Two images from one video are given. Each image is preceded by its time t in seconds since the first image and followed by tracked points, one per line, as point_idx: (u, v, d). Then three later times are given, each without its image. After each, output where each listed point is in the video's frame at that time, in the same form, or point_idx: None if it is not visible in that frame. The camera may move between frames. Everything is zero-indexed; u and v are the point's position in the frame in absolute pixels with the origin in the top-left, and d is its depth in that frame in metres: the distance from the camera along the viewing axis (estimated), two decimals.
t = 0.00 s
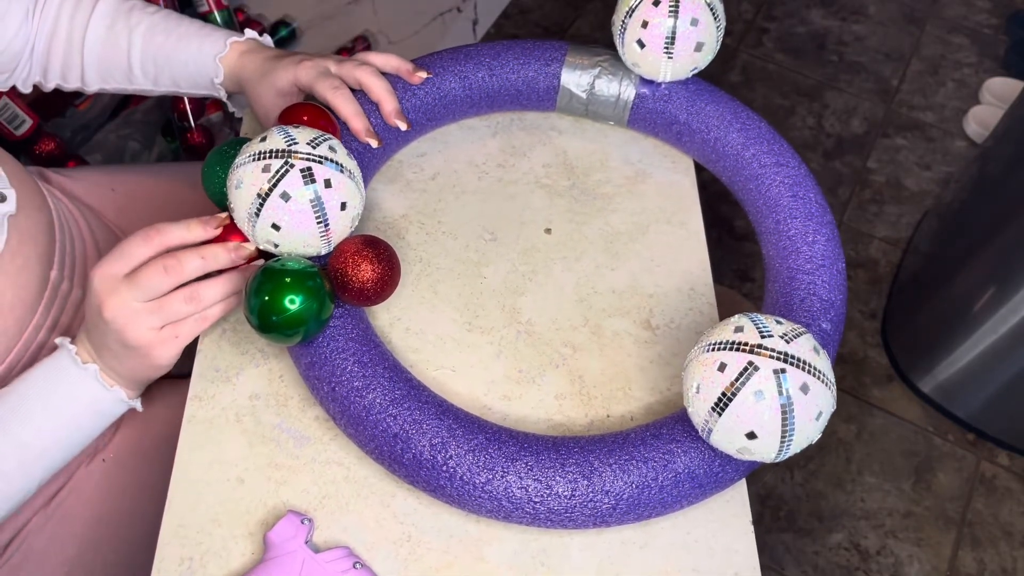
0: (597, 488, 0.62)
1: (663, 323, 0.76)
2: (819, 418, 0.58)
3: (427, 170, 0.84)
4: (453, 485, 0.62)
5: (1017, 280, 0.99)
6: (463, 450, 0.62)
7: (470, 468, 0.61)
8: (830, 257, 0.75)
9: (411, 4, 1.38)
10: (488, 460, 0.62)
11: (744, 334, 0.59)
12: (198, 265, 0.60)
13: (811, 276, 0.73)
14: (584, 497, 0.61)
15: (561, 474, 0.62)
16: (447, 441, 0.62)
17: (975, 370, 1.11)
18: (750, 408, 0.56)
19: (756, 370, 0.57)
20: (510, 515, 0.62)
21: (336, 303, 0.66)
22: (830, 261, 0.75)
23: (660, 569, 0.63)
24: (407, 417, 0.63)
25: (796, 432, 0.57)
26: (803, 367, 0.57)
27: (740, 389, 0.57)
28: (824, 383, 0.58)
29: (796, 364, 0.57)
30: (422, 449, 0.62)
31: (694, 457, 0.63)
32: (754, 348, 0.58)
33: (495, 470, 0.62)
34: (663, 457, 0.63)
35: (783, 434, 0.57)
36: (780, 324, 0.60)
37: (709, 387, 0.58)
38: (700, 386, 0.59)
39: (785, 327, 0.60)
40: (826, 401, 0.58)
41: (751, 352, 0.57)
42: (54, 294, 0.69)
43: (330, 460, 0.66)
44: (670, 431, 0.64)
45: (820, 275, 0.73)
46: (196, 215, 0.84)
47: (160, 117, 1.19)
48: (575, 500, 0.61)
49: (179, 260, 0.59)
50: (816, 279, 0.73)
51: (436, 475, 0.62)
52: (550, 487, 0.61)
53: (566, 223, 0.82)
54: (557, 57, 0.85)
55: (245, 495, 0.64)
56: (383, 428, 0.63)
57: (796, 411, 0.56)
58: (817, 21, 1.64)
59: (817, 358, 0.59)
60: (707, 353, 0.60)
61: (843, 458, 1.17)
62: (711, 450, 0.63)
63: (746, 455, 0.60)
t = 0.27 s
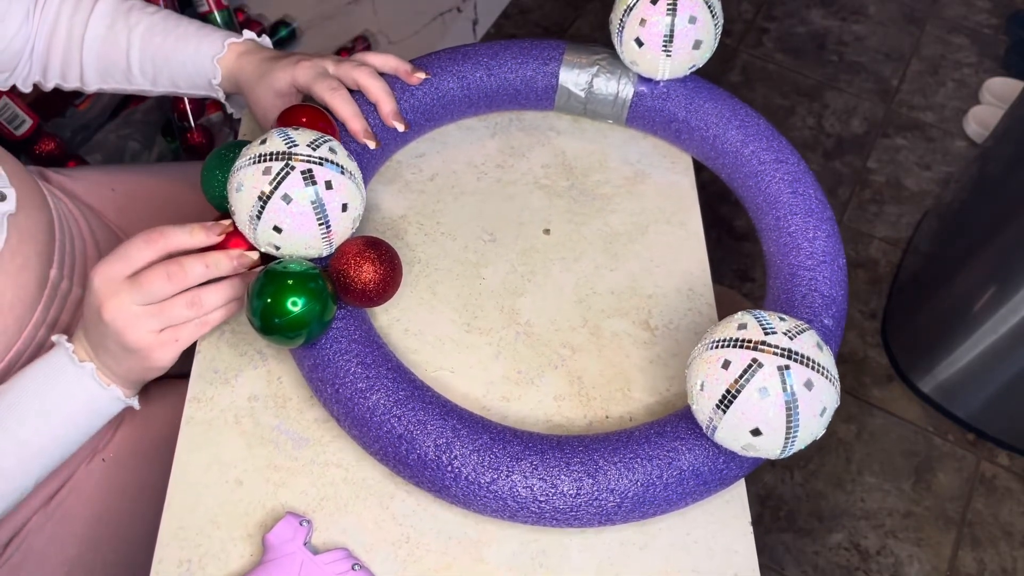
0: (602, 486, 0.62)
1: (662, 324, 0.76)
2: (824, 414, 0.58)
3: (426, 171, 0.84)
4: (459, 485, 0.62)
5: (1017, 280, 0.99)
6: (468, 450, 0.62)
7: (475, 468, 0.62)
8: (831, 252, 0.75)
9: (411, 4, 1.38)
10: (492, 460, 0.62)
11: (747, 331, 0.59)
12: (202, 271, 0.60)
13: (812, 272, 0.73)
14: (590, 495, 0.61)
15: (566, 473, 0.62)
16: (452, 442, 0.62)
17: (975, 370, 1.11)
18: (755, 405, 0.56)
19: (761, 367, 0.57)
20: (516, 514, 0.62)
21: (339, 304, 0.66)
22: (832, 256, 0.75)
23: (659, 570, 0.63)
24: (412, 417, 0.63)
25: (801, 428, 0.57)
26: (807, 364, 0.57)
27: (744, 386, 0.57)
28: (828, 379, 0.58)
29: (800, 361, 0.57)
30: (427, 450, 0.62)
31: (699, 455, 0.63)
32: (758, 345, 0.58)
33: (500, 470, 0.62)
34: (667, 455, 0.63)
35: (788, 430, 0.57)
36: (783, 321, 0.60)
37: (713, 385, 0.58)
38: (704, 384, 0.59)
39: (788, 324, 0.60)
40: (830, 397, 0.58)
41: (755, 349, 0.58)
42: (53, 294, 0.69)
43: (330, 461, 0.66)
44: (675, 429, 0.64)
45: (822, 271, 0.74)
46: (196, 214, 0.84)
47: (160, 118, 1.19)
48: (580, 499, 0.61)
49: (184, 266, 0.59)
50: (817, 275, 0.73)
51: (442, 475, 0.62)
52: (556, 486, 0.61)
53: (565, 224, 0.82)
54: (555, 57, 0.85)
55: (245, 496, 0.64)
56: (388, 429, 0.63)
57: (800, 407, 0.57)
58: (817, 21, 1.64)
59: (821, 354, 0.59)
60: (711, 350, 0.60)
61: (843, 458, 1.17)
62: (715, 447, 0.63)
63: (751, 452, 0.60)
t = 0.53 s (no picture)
0: (612, 482, 0.62)
1: (662, 324, 0.76)
2: (833, 408, 0.58)
3: (426, 171, 0.84)
4: (469, 483, 0.62)
5: (1017, 280, 0.99)
6: (477, 448, 0.62)
7: (484, 465, 0.62)
8: (835, 248, 0.75)
9: (411, 4, 1.38)
10: (502, 457, 0.62)
11: (756, 326, 0.59)
12: (210, 273, 0.60)
13: (816, 267, 0.74)
14: (600, 491, 0.61)
15: (576, 470, 0.62)
16: (461, 440, 0.62)
17: (975, 370, 1.11)
18: (765, 400, 0.57)
19: (770, 362, 0.57)
20: (526, 511, 0.62)
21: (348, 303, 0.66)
22: (835, 252, 0.75)
23: (659, 569, 0.63)
24: (421, 415, 0.63)
25: (811, 422, 0.57)
26: (816, 358, 0.57)
27: (755, 381, 0.57)
28: (836, 372, 0.59)
29: (809, 355, 0.57)
30: (437, 448, 0.62)
31: (708, 450, 0.63)
32: (767, 340, 0.58)
33: (511, 467, 0.62)
34: (677, 451, 0.63)
35: (798, 424, 0.57)
36: (791, 316, 0.60)
37: (723, 380, 0.58)
38: (714, 379, 0.59)
39: (797, 318, 0.60)
40: (839, 390, 0.58)
41: (765, 344, 0.57)
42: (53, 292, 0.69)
43: (330, 461, 0.66)
44: (684, 425, 0.64)
45: (825, 267, 0.74)
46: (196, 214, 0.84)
47: (160, 117, 1.19)
48: (591, 495, 0.61)
49: (192, 266, 0.59)
50: (821, 270, 0.73)
51: (452, 473, 0.62)
52: (566, 483, 0.61)
53: (565, 223, 0.82)
54: (555, 56, 0.86)
55: (244, 496, 0.64)
56: (398, 428, 0.63)
57: (810, 402, 0.57)
58: (817, 21, 1.64)
59: (829, 348, 0.59)
60: (720, 346, 0.60)
61: (843, 458, 1.17)
62: (724, 442, 0.63)
63: (761, 446, 0.60)
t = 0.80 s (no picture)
0: (615, 480, 0.62)
1: (663, 324, 0.76)
2: (836, 404, 0.58)
3: (427, 170, 0.84)
4: (473, 483, 0.62)
5: (1017, 280, 0.99)
6: (480, 449, 0.62)
7: (487, 465, 0.62)
8: (835, 244, 0.75)
9: (411, 4, 1.38)
10: (505, 456, 0.62)
11: (759, 323, 0.59)
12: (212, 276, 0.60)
13: (817, 264, 0.74)
14: (603, 490, 0.61)
15: (579, 469, 0.62)
16: (464, 441, 0.62)
17: (975, 370, 1.11)
18: (768, 396, 0.57)
19: (773, 358, 0.57)
20: (530, 510, 0.62)
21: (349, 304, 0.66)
22: (836, 248, 0.75)
23: (660, 569, 0.63)
24: (424, 415, 0.63)
25: (814, 419, 0.57)
26: (819, 355, 0.57)
27: (758, 377, 0.57)
28: (839, 368, 0.59)
29: (811, 352, 0.57)
30: (440, 449, 0.62)
31: (710, 447, 0.63)
32: (769, 336, 0.58)
33: (514, 467, 0.62)
34: (679, 449, 0.63)
35: (800, 421, 0.57)
36: (793, 313, 0.60)
37: (726, 377, 0.58)
38: (717, 375, 0.59)
39: (798, 315, 0.60)
40: (841, 387, 0.59)
41: (767, 341, 0.58)
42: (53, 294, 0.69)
43: (330, 461, 0.66)
44: (686, 422, 0.65)
45: (826, 263, 0.74)
46: (195, 214, 0.84)
47: (160, 117, 1.20)
48: (594, 494, 0.61)
49: (192, 269, 0.59)
50: (823, 267, 0.73)
51: (456, 474, 0.62)
52: (568, 482, 0.61)
53: (565, 223, 0.82)
54: (554, 54, 0.85)
55: (245, 496, 0.64)
56: (401, 428, 0.63)
57: (813, 398, 0.57)
58: (817, 21, 1.64)
59: (831, 344, 0.59)
60: (722, 343, 0.60)
61: (843, 458, 1.17)
62: (726, 439, 0.63)
63: (764, 443, 0.60)
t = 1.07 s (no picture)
0: (659, 462, 0.62)
1: (663, 324, 0.76)
2: (869, 365, 0.59)
3: (427, 170, 0.84)
4: (519, 476, 0.62)
5: (1017, 280, 0.99)
6: (522, 441, 0.62)
7: (533, 455, 0.62)
8: (838, 211, 0.76)
9: (411, 4, 1.39)
10: (547, 446, 0.62)
11: (787, 293, 0.59)
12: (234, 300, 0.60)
13: (823, 232, 0.74)
14: (649, 472, 0.62)
15: (623, 453, 0.62)
16: (506, 433, 0.63)
17: (975, 370, 1.11)
18: (806, 363, 0.57)
19: (806, 328, 0.57)
20: (578, 497, 0.63)
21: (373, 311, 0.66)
22: (839, 216, 0.76)
23: (660, 569, 0.63)
24: (463, 414, 0.63)
25: (851, 380, 0.58)
26: (850, 318, 0.58)
27: (794, 347, 0.57)
28: (868, 330, 0.59)
29: (843, 317, 0.58)
30: (483, 445, 0.62)
31: (746, 420, 0.64)
32: (798, 305, 0.58)
33: (559, 457, 0.62)
34: (716, 423, 0.64)
35: (838, 384, 0.58)
36: (818, 280, 0.61)
37: (762, 349, 0.59)
38: (753, 349, 0.59)
39: (824, 282, 0.61)
40: (874, 349, 0.59)
41: (797, 310, 0.58)
42: (50, 297, 0.69)
43: (330, 461, 0.66)
44: (719, 396, 0.65)
45: (832, 229, 0.74)
46: (194, 214, 0.85)
47: (160, 118, 1.20)
48: (640, 475, 0.62)
49: (205, 294, 0.58)
50: (828, 234, 0.74)
51: (501, 467, 0.62)
52: (613, 466, 0.62)
53: (565, 223, 0.82)
54: (545, 46, 0.86)
55: (244, 496, 0.64)
56: (441, 429, 0.63)
57: (849, 359, 0.57)
58: (817, 22, 1.64)
59: (858, 307, 0.59)
60: (753, 317, 0.60)
61: (843, 458, 1.17)
62: (761, 409, 0.64)
63: (803, 409, 0.61)
